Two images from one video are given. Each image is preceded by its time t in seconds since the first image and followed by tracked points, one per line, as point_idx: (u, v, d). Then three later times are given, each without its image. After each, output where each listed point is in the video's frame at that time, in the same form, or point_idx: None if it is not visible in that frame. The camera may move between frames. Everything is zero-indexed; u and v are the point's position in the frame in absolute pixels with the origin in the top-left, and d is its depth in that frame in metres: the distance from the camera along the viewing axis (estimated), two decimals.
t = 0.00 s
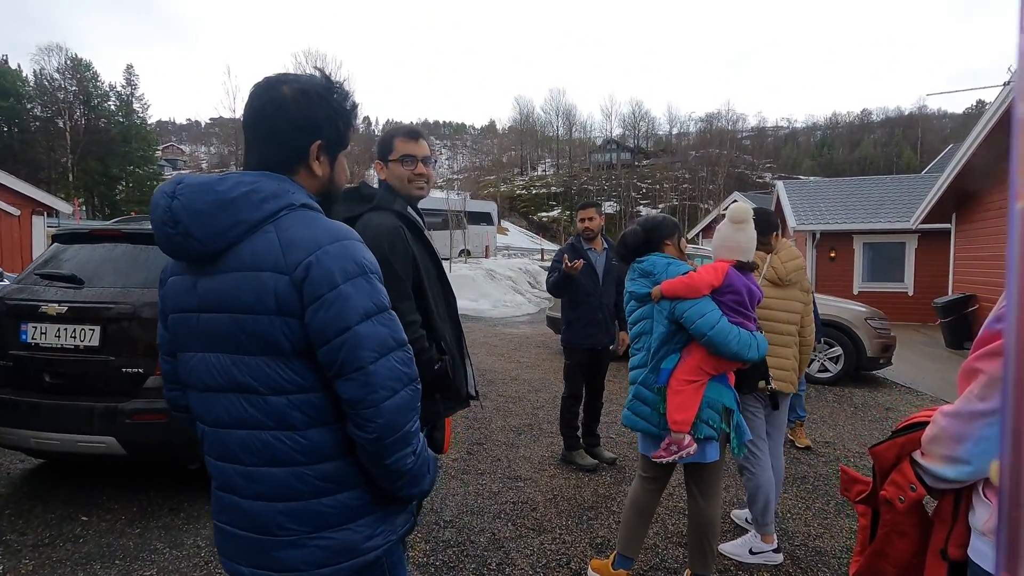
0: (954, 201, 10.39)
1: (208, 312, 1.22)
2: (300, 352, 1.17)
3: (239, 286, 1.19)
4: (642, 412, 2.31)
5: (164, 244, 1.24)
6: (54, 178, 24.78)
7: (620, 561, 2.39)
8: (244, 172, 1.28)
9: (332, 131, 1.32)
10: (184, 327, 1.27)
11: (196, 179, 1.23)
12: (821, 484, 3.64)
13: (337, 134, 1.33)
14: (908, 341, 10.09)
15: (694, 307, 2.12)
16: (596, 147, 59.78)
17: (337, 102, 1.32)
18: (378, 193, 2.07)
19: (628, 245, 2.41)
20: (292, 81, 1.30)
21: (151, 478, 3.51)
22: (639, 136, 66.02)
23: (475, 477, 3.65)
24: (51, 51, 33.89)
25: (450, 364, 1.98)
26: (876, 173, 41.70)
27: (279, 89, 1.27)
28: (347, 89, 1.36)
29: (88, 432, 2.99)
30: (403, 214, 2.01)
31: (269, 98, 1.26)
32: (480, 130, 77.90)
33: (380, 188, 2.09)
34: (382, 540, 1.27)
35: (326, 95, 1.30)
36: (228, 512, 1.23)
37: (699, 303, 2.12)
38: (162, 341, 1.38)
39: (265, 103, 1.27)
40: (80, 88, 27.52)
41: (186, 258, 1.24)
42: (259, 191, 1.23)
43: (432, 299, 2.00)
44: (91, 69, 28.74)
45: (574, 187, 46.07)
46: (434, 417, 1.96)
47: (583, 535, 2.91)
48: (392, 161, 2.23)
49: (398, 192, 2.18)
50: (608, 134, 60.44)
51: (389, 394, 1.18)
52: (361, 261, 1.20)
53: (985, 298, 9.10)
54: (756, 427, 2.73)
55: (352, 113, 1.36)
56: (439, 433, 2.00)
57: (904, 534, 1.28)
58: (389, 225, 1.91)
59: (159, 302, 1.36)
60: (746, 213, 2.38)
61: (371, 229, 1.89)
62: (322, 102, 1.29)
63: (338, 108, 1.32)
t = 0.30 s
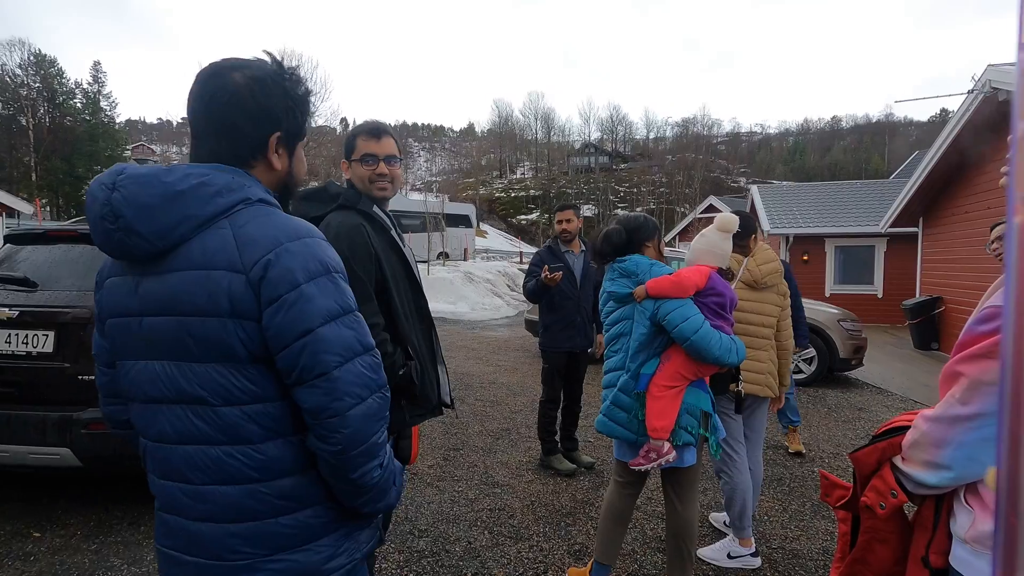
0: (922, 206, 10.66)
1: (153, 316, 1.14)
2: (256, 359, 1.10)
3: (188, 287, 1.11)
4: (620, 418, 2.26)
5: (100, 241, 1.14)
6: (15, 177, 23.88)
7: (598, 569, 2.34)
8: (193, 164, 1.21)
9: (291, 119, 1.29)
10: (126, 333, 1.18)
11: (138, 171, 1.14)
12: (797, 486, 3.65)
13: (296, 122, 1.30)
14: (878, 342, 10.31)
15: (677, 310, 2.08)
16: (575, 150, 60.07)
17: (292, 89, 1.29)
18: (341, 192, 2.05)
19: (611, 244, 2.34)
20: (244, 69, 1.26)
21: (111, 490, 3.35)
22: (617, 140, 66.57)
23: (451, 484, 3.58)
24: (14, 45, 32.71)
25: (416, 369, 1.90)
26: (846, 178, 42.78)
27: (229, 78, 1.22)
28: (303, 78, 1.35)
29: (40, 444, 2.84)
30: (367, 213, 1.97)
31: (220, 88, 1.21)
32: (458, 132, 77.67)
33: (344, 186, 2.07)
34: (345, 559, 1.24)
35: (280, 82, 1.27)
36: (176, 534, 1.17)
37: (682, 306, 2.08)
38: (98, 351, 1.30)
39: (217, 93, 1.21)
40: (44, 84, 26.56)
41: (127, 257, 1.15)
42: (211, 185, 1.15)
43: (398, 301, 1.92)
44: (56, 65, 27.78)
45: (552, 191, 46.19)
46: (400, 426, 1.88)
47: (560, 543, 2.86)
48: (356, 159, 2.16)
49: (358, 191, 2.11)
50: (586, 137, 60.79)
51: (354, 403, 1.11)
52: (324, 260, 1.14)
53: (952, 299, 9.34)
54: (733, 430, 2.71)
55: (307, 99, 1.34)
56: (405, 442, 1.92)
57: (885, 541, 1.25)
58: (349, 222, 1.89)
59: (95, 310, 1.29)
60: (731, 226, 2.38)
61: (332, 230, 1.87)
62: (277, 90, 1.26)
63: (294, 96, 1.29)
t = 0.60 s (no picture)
0: (885, 212, 10.98)
1: (99, 331, 1.07)
2: (217, 376, 1.05)
3: (141, 299, 1.03)
4: (601, 424, 2.19)
5: (36, 246, 1.04)
6: None
7: None
8: (147, 160, 1.12)
9: (257, 126, 1.27)
10: (66, 349, 1.10)
11: (80, 167, 1.04)
12: (769, 488, 3.69)
13: (261, 130, 1.29)
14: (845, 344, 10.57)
15: (667, 310, 2.06)
16: (550, 154, 60.40)
17: (259, 97, 1.28)
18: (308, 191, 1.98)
19: (598, 246, 2.27)
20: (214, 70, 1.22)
21: (63, 505, 3.18)
22: (591, 144, 67.19)
23: (424, 492, 3.50)
24: None
25: (382, 377, 1.83)
26: (813, 185, 44.00)
27: (207, 76, 1.17)
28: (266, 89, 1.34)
29: None
30: (334, 213, 1.90)
31: (197, 84, 1.16)
32: (433, 135, 77.37)
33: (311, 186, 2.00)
34: None
35: (250, 89, 1.26)
36: (124, 561, 1.10)
37: (671, 307, 2.07)
38: (24, 366, 1.25)
39: (192, 88, 1.16)
40: None
41: (68, 264, 1.06)
42: (166, 186, 1.08)
43: (364, 305, 1.85)
44: (13, 59, 26.70)
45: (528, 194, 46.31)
46: (366, 436, 1.81)
47: (536, 551, 2.81)
48: (324, 158, 2.09)
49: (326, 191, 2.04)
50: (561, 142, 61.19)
51: (322, 424, 1.06)
52: (293, 272, 1.09)
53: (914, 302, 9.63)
54: (710, 434, 2.70)
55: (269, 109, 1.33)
56: (372, 452, 1.83)
57: (863, 547, 1.24)
58: (313, 224, 1.82)
59: (21, 320, 1.21)
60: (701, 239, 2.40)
61: (297, 231, 1.81)
62: (249, 95, 1.24)
63: (260, 104, 1.29)
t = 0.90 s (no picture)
0: (858, 217, 11.23)
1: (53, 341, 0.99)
2: (178, 392, 0.99)
3: (101, 308, 0.96)
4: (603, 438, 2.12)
5: None
6: None
7: None
8: (105, 160, 1.04)
9: (217, 106, 1.17)
10: (16, 357, 1.02)
11: (38, 167, 0.97)
12: (750, 491, 3.70)
13: (222, 110, 1.19)
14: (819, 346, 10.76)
15: (669, 317, 2.06)
16: (530, 158, 60.57)
17: (214, 73, 1.18)
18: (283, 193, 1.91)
19: (586, 253, 2.23)
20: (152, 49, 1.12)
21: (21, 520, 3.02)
22: (571, 148, 67.60)
23: (403, 501, 3.42)
24: None
25: (360, 386, 1.77)
26: (787, 190, 44.88)
27: (139, 58, 1.08)
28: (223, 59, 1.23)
29: None
30: (312, 219, 1.83)
31: (129, 69, 1.08)
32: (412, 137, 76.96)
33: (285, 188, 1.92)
34: None
35: (200, 64, 1.15)
36: None
37: (672, 313, 2.06)
38: None
39: (125, 72, 1.08)
40: None
41: (20, 269, 0.98)
42: (132, 188, 1.01)
43: (342, 313, 1.79)
44: None
45: (507, 198, 46.35)
46: (343, 448, 1.74)
47: (518, 561, 2.76)
48: (299, 159, 2.02)
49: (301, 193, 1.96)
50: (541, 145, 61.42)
51: (285, 440, 0.98)
52: (264, 276, 1.03)
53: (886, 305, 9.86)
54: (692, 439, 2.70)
55: (232, 85, 1.23)
56: (349, 464, 1.75)
57: (852, 559, 1.22)
58: (289, 228, 1.75)
59: None
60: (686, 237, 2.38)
61: (271, 237, 1.73)
62: (199, 72, 1.14)
63: (218, 81, 1.18)
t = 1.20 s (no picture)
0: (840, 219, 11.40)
1: (25, 354, 0.94)
2: (151, 409, 0.94)
3: (69, 321, 0.92)
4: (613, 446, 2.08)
5: None
6: None
7: None
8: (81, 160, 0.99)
9: (213, 112, 1.14)
10: None
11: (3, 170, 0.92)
12: (738, 493, 3.71)
13: (218, 117, 1.16)
14: (803, 347, 10.90)
15: (672, 320, 2.08)
16: (516, 158, 60.59)
17: (213, 77, 1.15)
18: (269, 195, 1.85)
19: (577, 254, 2.19)
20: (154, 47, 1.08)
21: None
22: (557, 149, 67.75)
23: (391, 507, 3.37)
24: None
25: (350, 393, 1.72)
26: (769, 191, 45.42)
27: (144, 57, 1.04)
28: (218, 62, 1.20)
29: None
30: (302, 221, 1.78)
31: (133, 67, 1.03)
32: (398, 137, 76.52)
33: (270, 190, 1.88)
34: None
35: (202, 68, 1.12)
36: None
37: (674, 316, 2.10)
38: None
39: (130, 69, 1.02)
40: None
41: None
42: (104, 192, 0.96)
43: (332, 319, 1.74)
44: None
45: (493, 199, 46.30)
46: (331, 457, 1.70)
47: (509, 567, 2.72)
48: (286, 159, 1.96)
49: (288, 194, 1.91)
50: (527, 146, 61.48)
51: (263, 468, 0.94)
52: (243, 291, 0.97)
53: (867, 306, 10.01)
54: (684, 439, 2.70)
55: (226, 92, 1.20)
56: (339, 473, 1.70)
57: (851, 565, 1.20)
58: (277, 230, 1.70)
59: None
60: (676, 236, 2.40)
61: (258, 239, 1.67)
62: (202, 76, 1.11)
63: (215, 87, 1.15)
